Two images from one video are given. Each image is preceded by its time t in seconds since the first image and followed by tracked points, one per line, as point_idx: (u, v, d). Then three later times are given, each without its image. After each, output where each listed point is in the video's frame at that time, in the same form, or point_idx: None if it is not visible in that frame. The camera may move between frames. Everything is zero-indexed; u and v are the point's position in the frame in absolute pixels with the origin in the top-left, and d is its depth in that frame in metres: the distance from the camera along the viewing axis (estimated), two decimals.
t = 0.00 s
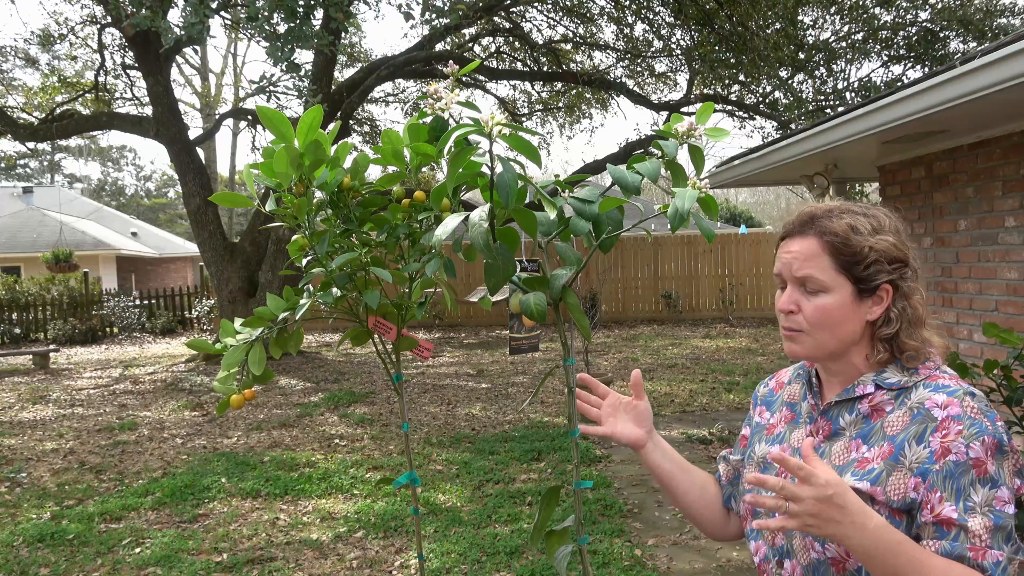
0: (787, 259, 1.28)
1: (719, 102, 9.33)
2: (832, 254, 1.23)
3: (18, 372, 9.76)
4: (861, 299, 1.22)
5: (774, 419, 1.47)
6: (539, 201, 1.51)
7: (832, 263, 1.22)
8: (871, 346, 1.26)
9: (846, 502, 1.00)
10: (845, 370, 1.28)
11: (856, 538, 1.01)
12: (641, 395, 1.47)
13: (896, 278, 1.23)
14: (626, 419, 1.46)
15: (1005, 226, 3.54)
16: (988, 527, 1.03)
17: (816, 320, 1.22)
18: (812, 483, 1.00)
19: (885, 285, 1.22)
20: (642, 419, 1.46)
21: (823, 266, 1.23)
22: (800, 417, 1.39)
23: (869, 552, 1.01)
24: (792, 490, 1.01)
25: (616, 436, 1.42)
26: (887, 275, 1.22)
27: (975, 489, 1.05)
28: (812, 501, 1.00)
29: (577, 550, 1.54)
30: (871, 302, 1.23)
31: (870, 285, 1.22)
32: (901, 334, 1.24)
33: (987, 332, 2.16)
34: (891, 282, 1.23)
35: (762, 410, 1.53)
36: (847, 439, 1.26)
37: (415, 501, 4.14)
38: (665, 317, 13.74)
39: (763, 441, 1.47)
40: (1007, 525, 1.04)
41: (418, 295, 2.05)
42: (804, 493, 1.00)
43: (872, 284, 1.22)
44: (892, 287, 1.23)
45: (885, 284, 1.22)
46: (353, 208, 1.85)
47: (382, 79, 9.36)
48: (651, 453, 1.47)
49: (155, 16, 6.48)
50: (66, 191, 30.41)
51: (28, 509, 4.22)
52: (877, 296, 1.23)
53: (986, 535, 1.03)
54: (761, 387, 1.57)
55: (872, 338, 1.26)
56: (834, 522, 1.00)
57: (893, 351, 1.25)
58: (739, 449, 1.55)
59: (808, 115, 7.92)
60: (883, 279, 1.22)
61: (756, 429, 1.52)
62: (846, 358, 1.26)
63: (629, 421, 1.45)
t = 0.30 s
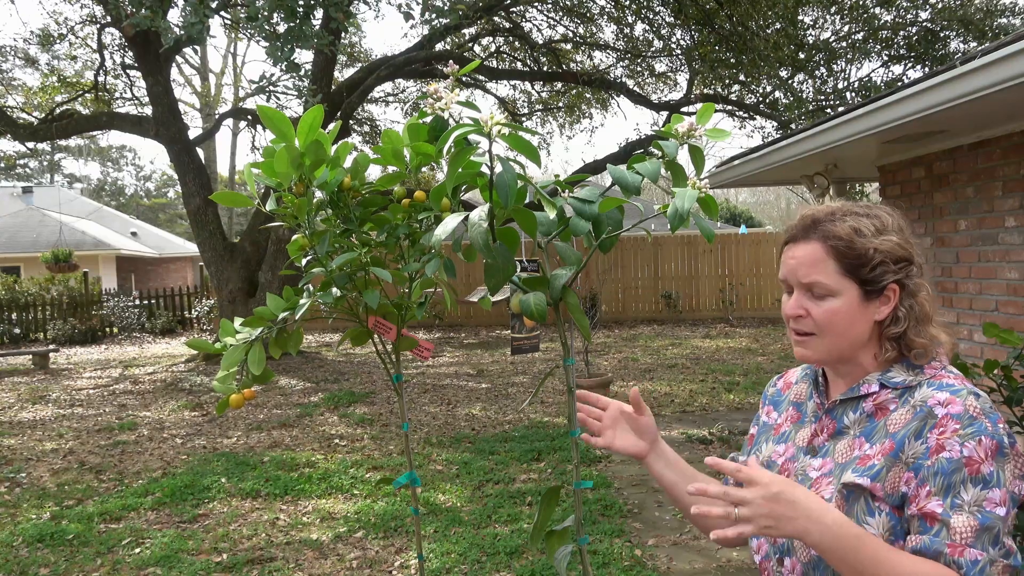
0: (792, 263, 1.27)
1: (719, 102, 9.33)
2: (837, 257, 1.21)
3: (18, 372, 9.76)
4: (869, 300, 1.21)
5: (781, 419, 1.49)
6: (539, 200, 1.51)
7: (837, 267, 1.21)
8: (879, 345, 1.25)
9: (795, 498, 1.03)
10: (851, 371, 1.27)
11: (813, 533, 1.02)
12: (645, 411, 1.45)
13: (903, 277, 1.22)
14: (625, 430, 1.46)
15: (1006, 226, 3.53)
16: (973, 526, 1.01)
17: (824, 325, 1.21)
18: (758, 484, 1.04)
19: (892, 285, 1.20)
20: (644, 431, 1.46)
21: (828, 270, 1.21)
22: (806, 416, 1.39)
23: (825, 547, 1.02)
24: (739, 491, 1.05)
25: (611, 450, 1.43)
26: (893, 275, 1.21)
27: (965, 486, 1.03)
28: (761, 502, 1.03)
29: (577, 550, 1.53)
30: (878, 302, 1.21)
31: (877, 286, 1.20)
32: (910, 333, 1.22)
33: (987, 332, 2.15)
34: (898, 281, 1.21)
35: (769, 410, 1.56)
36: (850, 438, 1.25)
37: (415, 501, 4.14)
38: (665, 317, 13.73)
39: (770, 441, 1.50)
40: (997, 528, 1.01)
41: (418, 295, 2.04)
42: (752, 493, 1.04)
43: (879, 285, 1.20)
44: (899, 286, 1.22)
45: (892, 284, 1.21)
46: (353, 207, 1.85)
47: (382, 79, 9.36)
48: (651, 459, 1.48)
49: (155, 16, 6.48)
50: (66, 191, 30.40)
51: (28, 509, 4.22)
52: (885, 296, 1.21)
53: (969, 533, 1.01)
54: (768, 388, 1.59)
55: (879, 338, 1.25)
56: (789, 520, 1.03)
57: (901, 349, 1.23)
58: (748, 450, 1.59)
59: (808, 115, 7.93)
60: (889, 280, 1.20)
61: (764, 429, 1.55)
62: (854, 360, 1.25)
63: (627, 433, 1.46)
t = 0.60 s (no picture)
0: (785, 276, 1.24)
1: (719, 102, 9.33)
2: (827, 267, 1.19)
3: (18, 372, 9.75)
4: (865, 306, 1.18)
5: (785, 417, 1.50)
6: (539, 201, 1.50)
7: (828, 277, 1.18)
8: (880, 347, 1.23)
9: (772, 422, 1.04)
10: (852, 372, 1.26)
11: (776, 458, 1.02)
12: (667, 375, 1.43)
13: (896, 280, 1.19)
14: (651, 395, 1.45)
15: (1005, 226, 3.54)
16: (932, 505, 0.99)
17: (823, 335, 1.19)
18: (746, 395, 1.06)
19: (886, 288, 1.18)
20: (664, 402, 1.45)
21: (819, 281, 1.19)
22: (810, 414, 1.40)
23: (783, 477, 1.01)
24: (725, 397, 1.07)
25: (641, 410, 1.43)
26: (886, 278, 1.18)
27: (935, 468, 1.01)
28: (742, 410, 1.05)
29: (577, 550, 1.54)
30: (875, 306, 1.19)
31: (871, 292, 1.18)
32: (909, 333, 1.20)
33: (988, 332, 2.15)
34: (892, 284, 1.19)
35: (773, 408, 1.57)
36: (851, 435, 1.25)
37: (415, 501, 4.14)
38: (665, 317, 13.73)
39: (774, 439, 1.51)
40: (960, 513, 0.98)
41: (419, 295, 2.04)
42: (734, 402, 1.06)
43: (872, 290, 1.18)
44: (893, 288, 1.20)
45: (886, 288, 1.18)
46: (353, 208, 1.85)
47: (382, 79, 9.35)
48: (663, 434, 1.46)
49: (155, 15, 6.47)
50: (66, 191, 30.39)
51: (29, 509, 4.22)
52: (881, 300, 1.19)
53: (926, 509, 0.99)
54: (773, 385, 1.60)
55: (879, 340, 1.23)
56: (760, 437, 1.04)
57: (902, 350, 1.22)
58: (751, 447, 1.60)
59: (808, 115, 7.93)
60: (883, 284, 1.18)
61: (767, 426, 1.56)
62: (855, 363, 1.24)
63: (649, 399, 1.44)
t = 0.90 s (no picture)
0: (775, 281, 1.24)
1: (719, 102, 9.33)
2: (816, 272, 1.18)
3: (18, 372, 9.75)
4: (855, 308, 1.18)
5: (782, 419, 1.50)
6: (537, 201, 1.50)
7: (818, 281, 1.18)
8: (872, 348, 1.22)
9: (716, 467, 1.05)
10: (845, 375, 1.25)
11: (733, 503, 1.03)
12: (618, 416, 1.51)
13: (887, 280, 1.19)
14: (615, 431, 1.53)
15: (1006, 226, 3.54)
16: (922, 512, 0.99)
17: (815, 338, 1.19)
18: (682, 453, 1.06)
19: (877, 290, 1.18)
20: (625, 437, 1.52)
21: (809, 286, 1.18)
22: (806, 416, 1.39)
23: (747, 517, 1.03)
24: (661, 460, 1.05)
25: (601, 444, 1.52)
26: (876, 280, 1.18)
27: (926, 475, 1.02)
28: (685, 468, 1.04)
29: (577, 551, 1.53)
30: (866, 308, 1.18)
31: (861, 293, 1.18)
32: (900, 334, 1.19)
33: (988, 332, 2.15)
34: (883, 285, 1.19)
35: (771, 409, 1.56)
36: (845, 436, 1.25)
37: (415, 501, 4.14)
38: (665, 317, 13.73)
39: (771, 441, 1.51)
40: (948, 521, 0.99)
41: (418, 295, 2.04)
42: (673, 463, 1.05)
43: (863, 292, 1.18)
44: (884, 289, 1.19)
45: (877, 289, 1.18)
46: (353, 208, 1.85)
47: (382, 79, 9.35)
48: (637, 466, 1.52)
49: (155, 15, 6.46)
50: (66, 191, 30.40)
51: (28, 509, 4.22)
52: (872, 301, 1.18)
53: (916, 518, 0.99)
54: (771, 388, 1.60)
55: (872, 341, 1.22)
56: (711, 488, 1.04)
57: (893, 351, 1.20)
58: (749, 448, 1.60)
59: (808, 115, 7.93)
60: (874, 285, 1.18)
61: (765, 428, 1.56)
62: (848, 366, 1.23)
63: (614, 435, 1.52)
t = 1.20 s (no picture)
0: (773, 276, 1.23)
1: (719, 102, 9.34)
2: (816, 265, 1.18)
3: (18, 372, 9.75)
4: (853, 303, 1.18)
5: (776, 420, 1.50)
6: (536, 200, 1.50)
7: (817, 275, 1.17)
8: (867, 345, 1.22)
9: (711, 477, 1.04)
10: (839, 374, 1.25)
11: (729, 511, 1.02)
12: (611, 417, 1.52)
13: (885, 277, 1.19)
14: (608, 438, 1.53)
15: (1006, 226, 3.54)
16: (918, 512, 0.99)
17: (812, 332, 1.18)
18: (674, 463, 1.05)
19: (874, 286, 1.18)
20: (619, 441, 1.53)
21: (808, 281, 1.18)
22: (798, 417, 1.39)
23: (745, 523, 1.02)
24: (655, 471, 1.04)
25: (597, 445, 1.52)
26: (874, 276, 1.18)
27: (920, 475, 1.02)
28: (679, 478, 1.03)
29: (577, 551, 1.53)
30: (863, 304, 1.19)
31: (859, 289, 1.18)
32: (895, 331, 1.20)
33: (988, 332, 2.15)
34: (881, 282, 1.19)
35: (765, 411, 1.56)
36: (838, 437, 1.25)
37: (415, 501, 4.14)
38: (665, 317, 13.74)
39: (765, 442, 1.51)
40: (945, 519, 0.99)
41: (418, 295, 2.04)
42: (668, 473, 1.04)
43: (860, 288, 1.18)
44: (881, 286, 1.19)
45: (874, 286, 1.18)
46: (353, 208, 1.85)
47: (382, 79, 9.35)
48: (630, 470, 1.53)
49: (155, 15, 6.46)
50: (66, 191, 30.40)
51: (28, 509, 4.22)
52: (869, 297, 1.19)
53: (912, 517, 0.99)
54: (764, 389, 1.60)
55: (867, 338, 1.22)
56: (707, 497, 1.03)
57: (887, 348, 1.21)
58: (742, 449, 1.60)
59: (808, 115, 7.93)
60: (871, 282, 1.18)
61: (758, 429, 1.56)
62: (842, 365, 1.23)
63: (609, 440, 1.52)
